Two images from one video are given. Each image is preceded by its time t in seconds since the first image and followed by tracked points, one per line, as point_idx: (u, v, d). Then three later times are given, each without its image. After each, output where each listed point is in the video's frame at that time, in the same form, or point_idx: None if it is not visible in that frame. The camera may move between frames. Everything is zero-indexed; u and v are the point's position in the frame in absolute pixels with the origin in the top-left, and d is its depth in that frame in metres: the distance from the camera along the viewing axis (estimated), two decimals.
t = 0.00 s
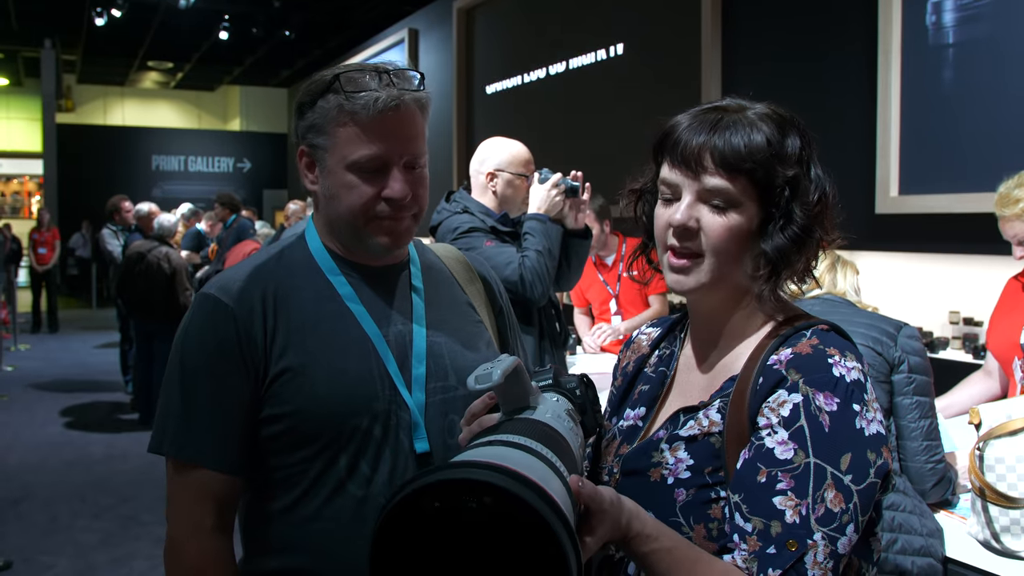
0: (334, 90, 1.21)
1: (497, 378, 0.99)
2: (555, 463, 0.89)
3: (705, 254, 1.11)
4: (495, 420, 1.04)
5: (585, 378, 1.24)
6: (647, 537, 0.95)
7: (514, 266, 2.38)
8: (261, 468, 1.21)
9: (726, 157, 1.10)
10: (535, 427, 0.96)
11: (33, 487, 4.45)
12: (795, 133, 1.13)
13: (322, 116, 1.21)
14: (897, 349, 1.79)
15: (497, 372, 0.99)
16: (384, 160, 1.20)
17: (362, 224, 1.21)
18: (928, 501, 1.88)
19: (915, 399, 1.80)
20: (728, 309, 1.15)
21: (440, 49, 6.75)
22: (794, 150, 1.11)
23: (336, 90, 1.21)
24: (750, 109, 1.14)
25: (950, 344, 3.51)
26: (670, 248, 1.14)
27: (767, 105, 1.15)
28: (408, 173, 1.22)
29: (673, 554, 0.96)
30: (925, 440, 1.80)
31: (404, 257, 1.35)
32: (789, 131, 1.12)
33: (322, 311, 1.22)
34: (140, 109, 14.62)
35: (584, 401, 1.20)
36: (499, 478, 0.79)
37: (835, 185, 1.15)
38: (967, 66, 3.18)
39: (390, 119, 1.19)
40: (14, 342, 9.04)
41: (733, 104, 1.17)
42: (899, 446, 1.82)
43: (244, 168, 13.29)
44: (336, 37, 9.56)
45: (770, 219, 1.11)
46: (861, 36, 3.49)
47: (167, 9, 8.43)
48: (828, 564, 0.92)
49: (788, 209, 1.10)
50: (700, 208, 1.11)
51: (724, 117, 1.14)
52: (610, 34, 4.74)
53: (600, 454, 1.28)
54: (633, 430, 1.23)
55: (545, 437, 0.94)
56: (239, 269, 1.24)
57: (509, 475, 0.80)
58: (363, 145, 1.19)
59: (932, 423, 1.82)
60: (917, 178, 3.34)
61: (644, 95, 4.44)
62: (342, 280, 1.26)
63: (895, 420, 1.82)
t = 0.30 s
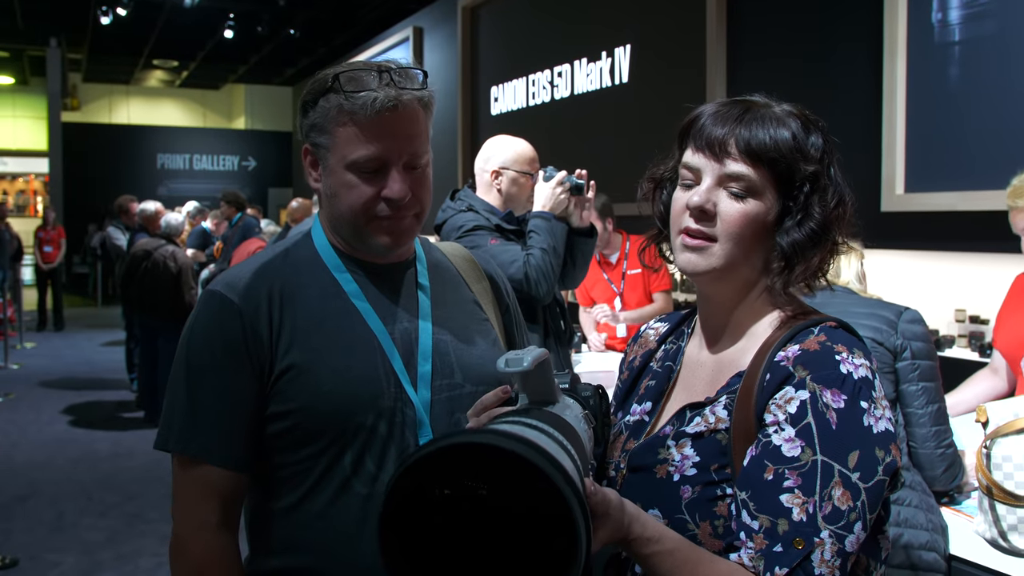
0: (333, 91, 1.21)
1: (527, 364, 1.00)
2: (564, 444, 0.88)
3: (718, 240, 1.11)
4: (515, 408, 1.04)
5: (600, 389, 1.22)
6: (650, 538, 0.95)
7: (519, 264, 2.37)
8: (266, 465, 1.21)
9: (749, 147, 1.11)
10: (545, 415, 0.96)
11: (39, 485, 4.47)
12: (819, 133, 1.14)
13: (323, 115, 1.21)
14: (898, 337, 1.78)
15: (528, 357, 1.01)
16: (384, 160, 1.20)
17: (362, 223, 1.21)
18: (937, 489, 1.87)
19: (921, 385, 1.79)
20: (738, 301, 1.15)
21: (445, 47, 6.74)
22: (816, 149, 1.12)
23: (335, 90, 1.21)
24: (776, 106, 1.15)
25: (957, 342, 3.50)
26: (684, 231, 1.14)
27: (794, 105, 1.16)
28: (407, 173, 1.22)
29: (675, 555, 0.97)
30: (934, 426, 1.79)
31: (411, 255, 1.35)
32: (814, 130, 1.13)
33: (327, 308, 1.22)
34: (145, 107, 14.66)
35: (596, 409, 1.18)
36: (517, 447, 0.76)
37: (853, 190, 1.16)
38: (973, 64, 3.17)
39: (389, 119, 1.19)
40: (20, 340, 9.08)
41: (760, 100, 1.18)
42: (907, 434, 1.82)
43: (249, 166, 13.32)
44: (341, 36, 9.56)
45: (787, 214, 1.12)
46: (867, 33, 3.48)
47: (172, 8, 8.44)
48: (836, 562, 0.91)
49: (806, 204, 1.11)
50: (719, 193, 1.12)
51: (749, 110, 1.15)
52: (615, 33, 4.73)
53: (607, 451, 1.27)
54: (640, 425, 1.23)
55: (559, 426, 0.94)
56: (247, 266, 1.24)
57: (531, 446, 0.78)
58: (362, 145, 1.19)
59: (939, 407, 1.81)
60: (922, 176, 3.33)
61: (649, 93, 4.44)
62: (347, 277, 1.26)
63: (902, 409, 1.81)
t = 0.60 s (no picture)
0: (337, 90, 1.21)
1: (531, 353, 1.01)
2: (563, 430, 0.88)
3: (722, 241, 1.11)
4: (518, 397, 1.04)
5: (604, 385, 1.24)
6: (648, 532, 0.95)
7: (519, 261, 2.37)
8: (267, 463, 1.21)
9: (752, 146, 1.10)
10: (547, 406, 0.96)
11: (42, 484, 4.48)
12: (821, 130, 1.14)
13: (325, 115, 1.21)
14: (888, 337, 1.76)
15: (532, 348, 1.01)
16: (387, 161, 1.20)
17: (367, 224, 1.21)
18: (932, 488, 1.87)
19: (915, 386, 1.77)
20: (743, 299, 1.15)
21: (447, 46, 6.74)
22: (819, 146, 1.12)
23: (339, 89, 1.20)
24: (777, 103, 1.15)
25: (959, 339, 3.51)
26: (689, 233, 1.14)
27: (795, 101, 1.16)
28: (410, 173, 1.22)
29: (672, 550, 0.96)
30: (929, 427, 1.77)
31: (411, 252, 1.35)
32: (817, 127, 1.13)
33: (328, 307, 1.22)
34: (147, 106, 14.67)
35: (599, 404, 1.18)
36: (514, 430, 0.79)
37: (857, 185, 1.16)
38: (975, 61, 3.17)
39: (394, 120, 1.19)
40: (22, 339, 9.10)
41: (763, 97, 1.17)
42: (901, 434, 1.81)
43: (251, 165, 13.33)
44: (343, 34, 9.55)
45: (791, 212, 1.12)
46: (869, 31, 3.47)
47: (173, 6, 8.43)
48: (836, 556, 0.91)
49: (810, 202, 1.11)
50: (723, 193, 1.11)
51: (751, 108, 1.14)
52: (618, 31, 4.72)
53: (608, 445, 1.28)
54: (642, 419, 1.23)
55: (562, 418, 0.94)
56: (247, 264, 1.24)
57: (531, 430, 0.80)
58: (366, 146, 1.19)
59: (934, 407, 1.79)
60: (925, 172, 3.32)
61: (651, 91, 4.43)
62: (348, 275, 1.26)
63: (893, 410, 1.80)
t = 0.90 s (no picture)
0: (337, 88, 1.21)
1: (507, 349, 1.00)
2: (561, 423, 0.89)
3: (724, 239, 1.11)
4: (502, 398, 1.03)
5: (589, 376, 1.24)
6: (660, 508, 0.94)
7: (521, 258, 2.37)
8: (268, 457, 1.22)
9: (751, 143, 1.10)
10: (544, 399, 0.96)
11: (45, 482, 4.49)
12: (821, 125, 1.13)
13: (326, 113, 1.21)
14: (890, 333, 1.77)
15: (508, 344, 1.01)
16: (388, 159, 1.20)
17: (369, 222, 1.22)
18: (934, 483, 1.88)
19: (916, 381, 1.78)
20: (744, 296, 1.15)
21: (448, 43, 6.73)
22: (818, 141, 1.12)
23: (339, 87, 1.21)
24: (776, 99, 1.14)
25: (961, 335, 3.51)
26: (690, 231, 1.14)
27: (794, 96, 1.15)
28: (412, 171, 1.22)
29: (682, 528, 0.95)
30: (929, 422, 1.79)
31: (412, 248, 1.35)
32: (816, 122, 1.13)
33: (330, 302, 1.23)
34: (148, 104, 14.67)
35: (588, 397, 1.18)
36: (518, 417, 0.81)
37: (857, 178, 1.15)
38: (977, 56, 3.18)
39: (396, 118, 1.19)
40: (24, 337, 9.11)
41: (761, 93, 1.17)
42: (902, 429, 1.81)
43: (253, 163, 13.34)
44: (344, 32, 9.55)
45: (792, 208, 1.11)
46: (871, 27, 3.47)
47: (174, 4, 8.44)
48: (837, 549, 0.92)
49: (810, 198, 1.10)
50: (723, 192, 1.11)
51: (750, 105, 1.14)
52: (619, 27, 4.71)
53: (610, 440, 1.29)
54: (643, 415, 1.24)
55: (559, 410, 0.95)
56: (248, 259, 1.25)
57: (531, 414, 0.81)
58: (367, 144, 1.19)
59: (935, 402, 1.80)
60: (927, 168, 3.32)
61: (652, 87, 4.44)
62: (349, 271, 1.26)
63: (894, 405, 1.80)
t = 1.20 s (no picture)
0: (341, 85, 1.21)
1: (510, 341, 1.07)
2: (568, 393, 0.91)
3: (745, 242, 1.11)
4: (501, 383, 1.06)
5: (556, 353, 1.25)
6: (672, 477, 0.95)
7: (522, 255, 2.36)
8: (268, 452, 1.22)
9: (781, 151, 1.10)
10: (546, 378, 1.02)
11: (44, 480, 4.49)
12: (837, 131, 1.14)
13: (329, 110, 1.21)
14: (889, 329, 1.77)
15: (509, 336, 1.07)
16: (390, 156, 1.20)
17: (370, 218, 1.21)
18: (932, 479, 1.87)
19: (915, 377, 1.78)
20: (749, 295, 1.16)
21: (448, 39, 6.72)
22: (838, 151, 1.13)
23: (343, 84, 1.20)
24: (797, 101, 1.14)
25: (960, 331, 3.51)
26: (705, 231, 1.14)
27: (816, 101, 1.15)
28: (414, 168, 1.22)
29: (691, 502, 0.94)
30: (928, 418, 1.79)
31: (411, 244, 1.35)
32: (835, 128, 1.14)
33: (331, 297, 1.22)
34: (147, 102, 14.66)
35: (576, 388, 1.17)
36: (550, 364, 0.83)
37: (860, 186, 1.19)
38: (977, 53, 3.17)
39: (397, 116, 1.19)
40: (24, 335, 9.11)
41: (782, 94, 1.16)
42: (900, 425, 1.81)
43: (252, 160, 13.33)
44: (343, 29, 9.53)
45: (810, 215, 1.13)
46: (871, 24, 3.47)
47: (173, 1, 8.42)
48: (835, 545, 0.91)
49: (830, 210, 1.13)
50: (746, 197, 1.11)
51: (774, 107, 1.13)
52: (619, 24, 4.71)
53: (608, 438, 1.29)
54: (641, 413, 1.24)
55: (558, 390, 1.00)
56: (248, 254, 1.24)
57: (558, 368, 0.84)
58: (369, 141, 1.19)
59: (932, 399, 1.80)
60: (927, 164, 3.32)
61: (652, 84, 4.43)
62: (350, 267, 1.26)
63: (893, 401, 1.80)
